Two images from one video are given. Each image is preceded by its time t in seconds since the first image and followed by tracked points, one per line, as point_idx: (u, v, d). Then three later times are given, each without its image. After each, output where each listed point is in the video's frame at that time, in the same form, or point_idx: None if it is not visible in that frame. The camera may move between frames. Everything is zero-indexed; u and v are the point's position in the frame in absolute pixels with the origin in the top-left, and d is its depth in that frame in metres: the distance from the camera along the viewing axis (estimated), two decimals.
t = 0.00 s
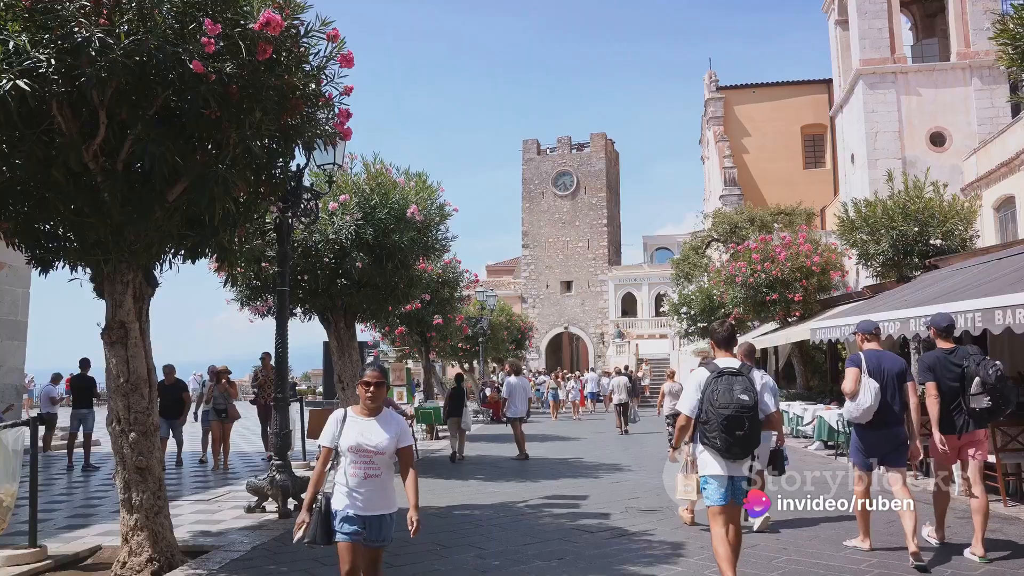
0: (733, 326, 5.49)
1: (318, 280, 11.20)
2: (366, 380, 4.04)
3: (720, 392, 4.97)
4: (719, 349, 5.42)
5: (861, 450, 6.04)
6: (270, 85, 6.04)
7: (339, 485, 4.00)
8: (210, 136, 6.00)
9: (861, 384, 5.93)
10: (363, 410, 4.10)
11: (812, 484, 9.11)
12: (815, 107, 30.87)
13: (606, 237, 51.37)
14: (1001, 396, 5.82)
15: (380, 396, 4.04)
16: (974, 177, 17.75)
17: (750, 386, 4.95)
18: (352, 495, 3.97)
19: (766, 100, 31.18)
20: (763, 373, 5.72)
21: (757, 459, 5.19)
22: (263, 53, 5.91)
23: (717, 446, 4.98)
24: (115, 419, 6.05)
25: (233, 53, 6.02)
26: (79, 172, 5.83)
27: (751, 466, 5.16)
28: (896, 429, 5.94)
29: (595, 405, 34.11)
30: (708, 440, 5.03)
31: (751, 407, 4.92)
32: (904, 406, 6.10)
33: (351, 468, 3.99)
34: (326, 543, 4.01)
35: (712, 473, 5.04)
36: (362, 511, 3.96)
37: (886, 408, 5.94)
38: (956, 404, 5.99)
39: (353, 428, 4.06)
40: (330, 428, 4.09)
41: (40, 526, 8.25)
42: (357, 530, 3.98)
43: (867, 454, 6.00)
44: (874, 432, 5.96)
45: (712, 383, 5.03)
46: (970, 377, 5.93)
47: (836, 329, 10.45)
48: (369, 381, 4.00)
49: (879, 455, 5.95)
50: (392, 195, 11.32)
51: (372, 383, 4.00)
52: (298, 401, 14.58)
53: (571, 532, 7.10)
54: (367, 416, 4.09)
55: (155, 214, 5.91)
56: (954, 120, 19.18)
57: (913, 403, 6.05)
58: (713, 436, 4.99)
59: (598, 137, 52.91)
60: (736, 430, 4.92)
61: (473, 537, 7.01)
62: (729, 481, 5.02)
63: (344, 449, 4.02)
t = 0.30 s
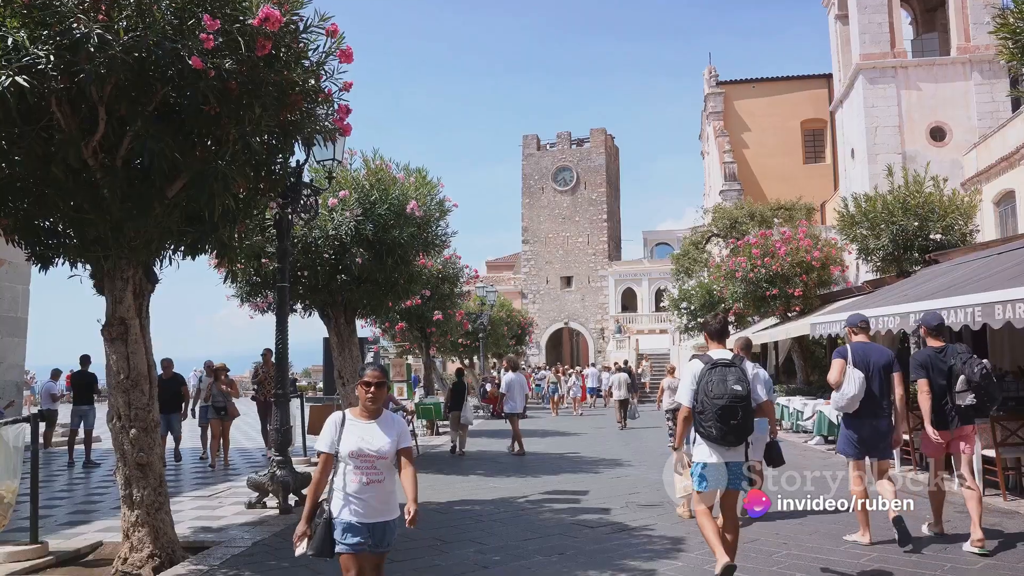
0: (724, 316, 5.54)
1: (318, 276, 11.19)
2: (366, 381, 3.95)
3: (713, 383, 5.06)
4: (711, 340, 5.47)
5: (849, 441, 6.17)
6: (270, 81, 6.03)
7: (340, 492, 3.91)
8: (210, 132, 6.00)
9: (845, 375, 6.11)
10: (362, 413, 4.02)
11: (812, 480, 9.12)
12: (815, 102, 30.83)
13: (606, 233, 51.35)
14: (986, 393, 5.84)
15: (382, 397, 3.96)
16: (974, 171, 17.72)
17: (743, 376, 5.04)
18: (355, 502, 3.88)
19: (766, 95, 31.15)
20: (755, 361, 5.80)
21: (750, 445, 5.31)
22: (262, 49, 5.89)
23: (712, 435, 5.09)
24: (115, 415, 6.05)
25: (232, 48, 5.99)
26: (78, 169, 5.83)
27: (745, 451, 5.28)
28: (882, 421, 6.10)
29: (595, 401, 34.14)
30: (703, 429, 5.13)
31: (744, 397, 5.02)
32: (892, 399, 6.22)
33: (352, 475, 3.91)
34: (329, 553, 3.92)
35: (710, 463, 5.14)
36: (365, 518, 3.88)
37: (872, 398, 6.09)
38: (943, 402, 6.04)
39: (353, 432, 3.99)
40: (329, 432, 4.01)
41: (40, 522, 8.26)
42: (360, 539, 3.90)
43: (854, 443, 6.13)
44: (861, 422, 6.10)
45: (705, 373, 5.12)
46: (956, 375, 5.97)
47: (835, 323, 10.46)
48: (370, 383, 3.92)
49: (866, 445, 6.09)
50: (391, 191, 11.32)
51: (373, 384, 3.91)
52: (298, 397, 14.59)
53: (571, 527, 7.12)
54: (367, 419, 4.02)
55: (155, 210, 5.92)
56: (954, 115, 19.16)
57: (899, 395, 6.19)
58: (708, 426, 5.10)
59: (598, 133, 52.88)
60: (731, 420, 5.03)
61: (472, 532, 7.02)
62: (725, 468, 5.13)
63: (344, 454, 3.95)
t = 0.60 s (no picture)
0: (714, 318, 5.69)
1: (318, 279, 11.18)
2: (363, 380, 3.89)
3: (710, 381, 5.20)
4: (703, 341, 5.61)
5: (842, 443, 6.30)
6: (270, 84, 6.04)
7: (337, 497, 3.85)
8: (210, 135, 6.01)
9: (833, 377, 6.28)
10: (359, 414, 3.96)
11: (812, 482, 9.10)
12: (815, 106, 30.86)
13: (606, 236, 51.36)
14: (976, 395, 6.08)
15: (379, 397, 3.90)
16: (974, 175, 17.73)
17: (737, 374, 5.20)
18: (350, 507, 3.82)
19: (766, 98, 31.18)
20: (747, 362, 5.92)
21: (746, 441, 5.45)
22: (262, 52, 5.89)
23: (709, 432, 5.22)
24: (115, 418, 6.05)
25: (232, 51, 5.98)
26: (78, 171, 5.83)
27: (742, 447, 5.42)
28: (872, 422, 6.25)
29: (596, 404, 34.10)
30: (701, 426, 5.27)
31: (739, 393, 5.17)
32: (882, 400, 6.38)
33: (349, 478, 3.85)
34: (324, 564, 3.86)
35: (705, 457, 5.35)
36: (361, 524, 3.81)
37: (860, 400, 6.23)
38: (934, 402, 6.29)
39: (350, 433, 3.92)
40: (325, 434, 3.94)
41: (39, 525, 8.25)
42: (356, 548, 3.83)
43: (844, 444, 6.28)
44: (850, 424, 6.24)
45: (700, 373, 5.27)
46: (948, 377, 6.22)
47: (835, 327, 10.46)
48: (367, 382, 3.86)
49: (857, 447, 6.22)
50: (391, 194, 11.33)
51: (371, 383, 3.86)
52: (298, 400, 14.59)
53: (571, 531, 7.11)
54: (363, 420, 3.95)
55: (155, 213, 5.93)
56: (954, 118, 19.18)
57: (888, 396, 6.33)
58: (706, 423, 5.23)
59: (598, 136, 52.90)
60: (728, 416, 5.17)
61: (472, 536, 7.01)
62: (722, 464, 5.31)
63: (340, 457, 3.88)
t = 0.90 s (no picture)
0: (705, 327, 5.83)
1: (318, 281, 11.20)
2: (364, 378, 3.86)
3: (701, 387, 5.31)
4: (693, 350, 5.75)
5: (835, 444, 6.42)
6: (269, 86, 6.05)
7: (335, 500, 3.82)
8: (210, 137, 6.02)
9: (824, 382, 6.42)
10: (359, 413, 3.92)
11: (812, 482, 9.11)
12: (814, 107, 30.88)
13: (605, 238, 51.37)
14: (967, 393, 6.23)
15: (380, 397, 3.87)
16: (973, 176, 17.74)
17: (728, 379, 5.32)
18: (350, 510, 3.80)
19: (765, 100, 31.21)
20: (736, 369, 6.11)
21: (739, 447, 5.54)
22: (262, 53, 5.90)
23: (703, 436, 5.29)
24: (115, 420, 6.05)
25: (232, 53, 5.98)
26: (78, 173, 5.84)
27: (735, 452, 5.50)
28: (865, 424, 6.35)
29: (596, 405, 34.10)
30: (694, 431, 5.34)
31: (730, 397, 5.27)
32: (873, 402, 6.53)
33: (348, 480, 3.82)
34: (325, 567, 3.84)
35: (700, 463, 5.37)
36: (361, 527, 3.79)
37: (851, 402, 6.35)
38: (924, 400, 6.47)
39: (350, 434, 3.88)
40: (322, 434, 3.91)
41: (39, 527, 8.25)
42: (356, 551, 3.82)
43: (839, 444, 6.39)
44: (842, 424, 6.36)
45: (692, 379, 5.38)
46: (939, 375, 6.39)
47: (834, 329, 10.49)
48: (369, 381, 3.82)
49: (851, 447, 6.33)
50: (391, 195, 11.35)
51: (373, 382, 3.83)
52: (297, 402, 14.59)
53: (571, 532, 7.11)
54: (362, 420, 3.92)
55: (154, 215, 5.95)
56: (953, 119, 19.19)
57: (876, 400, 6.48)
58: (699, 428, 5.30)
59: (598, 138, 52.92)
60: (720, 420, 5.26)
61: (472, 537, 7.02)
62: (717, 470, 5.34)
63: (339, 457, 3.85)
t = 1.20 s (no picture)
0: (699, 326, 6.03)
1: (318, 276, 11.19)
2: (372, 379, 3.67)
3: (692, 387, 5.54)
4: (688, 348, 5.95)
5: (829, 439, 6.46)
6: (270, 81, 6.03)
7: (337, 509, 3.58)
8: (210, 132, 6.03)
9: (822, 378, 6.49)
10: (363, 417, 3.71)
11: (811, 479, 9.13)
12: (815, 102, 30.83)
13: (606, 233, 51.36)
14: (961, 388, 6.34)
15: (388, 400, 3.68)
16: (974, 171, 17.73)
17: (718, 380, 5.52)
18: (352, 520, 3.56)
19: (766, 95, 31.16)
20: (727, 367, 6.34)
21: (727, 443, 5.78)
22: (262, 48, 5.88)
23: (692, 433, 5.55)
24: (115, 415, 6.06)
25: (232, 48, 5.97)
26: (78, 168, 5.84)
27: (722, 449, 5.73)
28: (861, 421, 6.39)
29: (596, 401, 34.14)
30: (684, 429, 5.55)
31: (720, 398, 5.49)
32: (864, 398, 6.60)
33: (351, 487, 3.59)
34: None
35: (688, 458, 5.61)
36: (365, 538, 3.55)
37: (846, 398, 6.41)
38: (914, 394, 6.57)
39: (353, 437, 3.67)
40: (324, 437, 3.67)
41: (41, 521, 8.27)
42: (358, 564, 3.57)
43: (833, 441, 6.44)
44: (838, 421, 6.41)
45: (684, 379, 5.60)
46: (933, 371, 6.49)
47: (834, 324, 10.50)
48: (377, 383, 3.65)
49: (845, 441, 6.40)
50: (391, 191, 11.35)
51: (381, 382, 3.65)
52: (298, 397, 14.61)
53: (572, 527, 7.12)
54: (367, 424, 3.71)
55: (155, 210, 5.96)
56: (954, 115, 19.17)
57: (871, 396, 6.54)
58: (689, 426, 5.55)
59: (598, 133, 52.87)
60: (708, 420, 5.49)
61: (472, 532, 7.03)
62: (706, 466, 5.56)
63: (341, 463, 3.62)
